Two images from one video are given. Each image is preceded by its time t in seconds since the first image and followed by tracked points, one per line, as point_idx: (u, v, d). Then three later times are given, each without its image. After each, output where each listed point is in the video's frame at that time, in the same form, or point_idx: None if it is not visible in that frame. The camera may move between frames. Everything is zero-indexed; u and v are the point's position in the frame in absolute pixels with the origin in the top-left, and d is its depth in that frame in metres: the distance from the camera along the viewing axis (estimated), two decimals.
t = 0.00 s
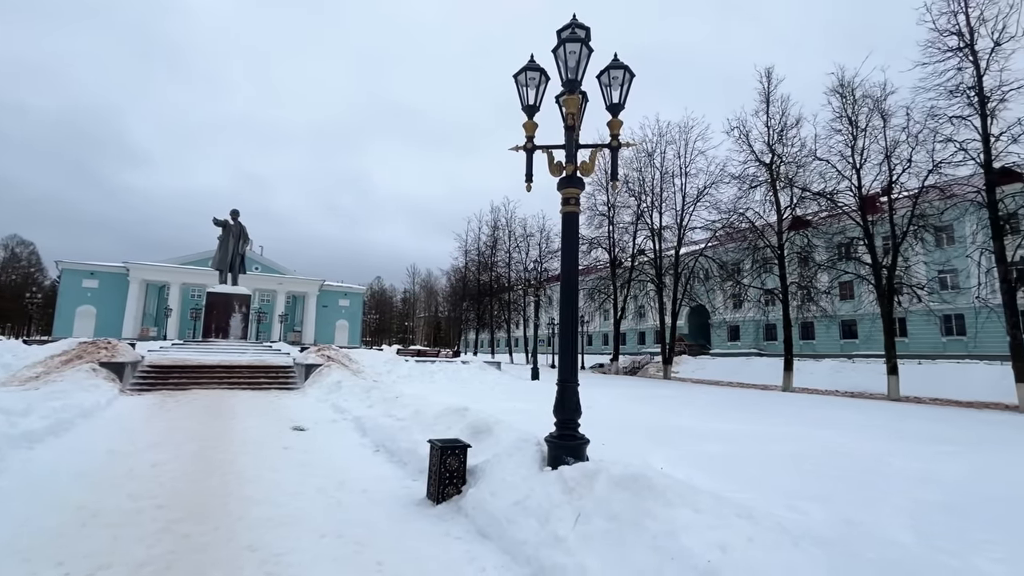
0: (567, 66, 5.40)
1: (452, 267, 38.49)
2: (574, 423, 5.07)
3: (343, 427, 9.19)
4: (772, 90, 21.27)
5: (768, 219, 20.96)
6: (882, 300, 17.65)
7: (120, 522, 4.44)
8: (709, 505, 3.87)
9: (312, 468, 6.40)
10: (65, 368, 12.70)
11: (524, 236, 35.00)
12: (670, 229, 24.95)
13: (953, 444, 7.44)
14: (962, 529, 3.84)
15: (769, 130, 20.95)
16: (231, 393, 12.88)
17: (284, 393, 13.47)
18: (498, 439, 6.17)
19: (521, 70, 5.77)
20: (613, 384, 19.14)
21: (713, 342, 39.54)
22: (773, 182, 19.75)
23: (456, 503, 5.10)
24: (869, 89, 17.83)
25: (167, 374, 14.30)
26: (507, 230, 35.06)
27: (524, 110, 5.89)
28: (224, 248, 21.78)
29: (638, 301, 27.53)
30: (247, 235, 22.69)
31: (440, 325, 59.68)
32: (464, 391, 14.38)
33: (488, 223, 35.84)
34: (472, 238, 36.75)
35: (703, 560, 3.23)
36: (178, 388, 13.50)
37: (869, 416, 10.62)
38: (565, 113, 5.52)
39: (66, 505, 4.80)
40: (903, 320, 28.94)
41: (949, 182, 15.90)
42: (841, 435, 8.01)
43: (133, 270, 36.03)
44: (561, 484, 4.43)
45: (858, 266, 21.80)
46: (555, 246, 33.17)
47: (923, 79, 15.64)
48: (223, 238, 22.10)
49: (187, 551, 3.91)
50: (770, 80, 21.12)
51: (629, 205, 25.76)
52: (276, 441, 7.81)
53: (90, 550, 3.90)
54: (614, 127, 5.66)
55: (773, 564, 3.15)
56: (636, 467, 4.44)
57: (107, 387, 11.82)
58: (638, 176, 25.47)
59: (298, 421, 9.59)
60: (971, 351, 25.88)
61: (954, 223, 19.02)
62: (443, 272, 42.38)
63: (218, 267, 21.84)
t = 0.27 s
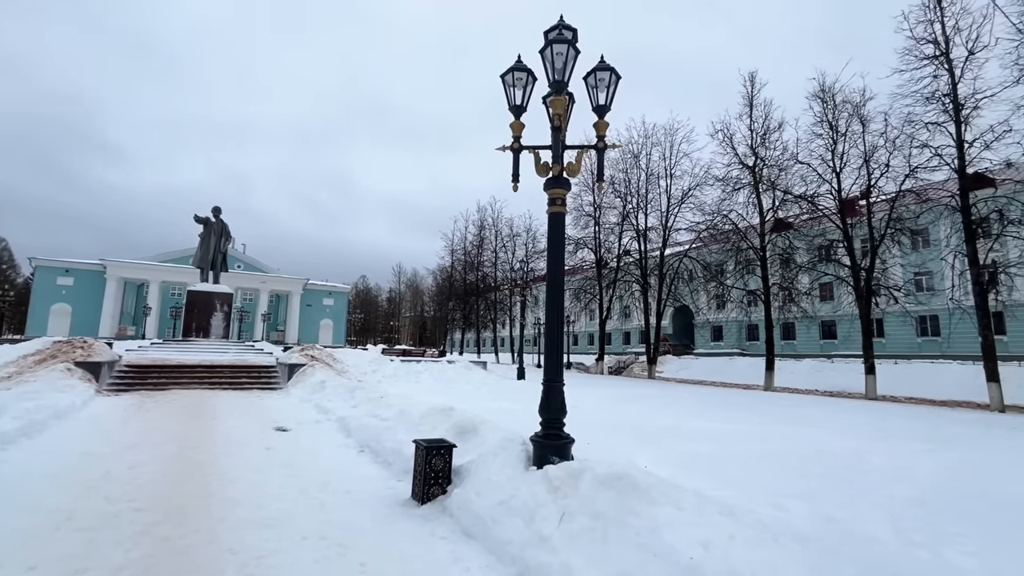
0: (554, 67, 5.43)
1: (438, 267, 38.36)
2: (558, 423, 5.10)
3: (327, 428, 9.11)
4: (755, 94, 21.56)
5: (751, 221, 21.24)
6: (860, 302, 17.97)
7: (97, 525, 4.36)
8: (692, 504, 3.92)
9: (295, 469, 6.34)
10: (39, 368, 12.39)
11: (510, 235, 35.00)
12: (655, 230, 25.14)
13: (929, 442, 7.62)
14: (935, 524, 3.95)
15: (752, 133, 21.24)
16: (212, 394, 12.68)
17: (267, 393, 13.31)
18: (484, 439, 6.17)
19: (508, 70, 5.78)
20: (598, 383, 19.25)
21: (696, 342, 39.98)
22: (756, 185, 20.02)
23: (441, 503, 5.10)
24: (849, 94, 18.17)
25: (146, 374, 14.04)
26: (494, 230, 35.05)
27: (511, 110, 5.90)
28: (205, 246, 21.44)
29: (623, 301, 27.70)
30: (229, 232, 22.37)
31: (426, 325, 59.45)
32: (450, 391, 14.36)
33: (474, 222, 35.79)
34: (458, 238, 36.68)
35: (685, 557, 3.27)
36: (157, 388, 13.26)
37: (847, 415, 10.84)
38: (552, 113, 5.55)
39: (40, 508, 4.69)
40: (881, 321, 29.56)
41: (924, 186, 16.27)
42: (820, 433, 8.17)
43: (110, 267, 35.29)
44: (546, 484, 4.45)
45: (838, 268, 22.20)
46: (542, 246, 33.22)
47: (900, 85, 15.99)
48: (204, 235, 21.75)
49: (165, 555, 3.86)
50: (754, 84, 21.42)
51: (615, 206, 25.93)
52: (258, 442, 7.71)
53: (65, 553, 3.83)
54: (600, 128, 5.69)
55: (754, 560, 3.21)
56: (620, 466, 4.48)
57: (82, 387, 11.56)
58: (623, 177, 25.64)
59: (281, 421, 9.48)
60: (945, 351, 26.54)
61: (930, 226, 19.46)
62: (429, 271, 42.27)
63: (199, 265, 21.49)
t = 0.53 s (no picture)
0: (540, 68, 5.45)
1: (423, 266, 38.19)
2: (542, 422, 5.12)
3: (309, 428, 9.02)
4: (738, 98, 21.88)
5: (733, 223, 21.53)
6: (838, 303, 18.33)
7: (71, 530, 4.26)
8: (674, 502, 3.97)
9: (276, 470, 6.27)
10: (10, 368, 12.06)
11: (495, 235, 34.99)
12: (640, 231, 25.34)
13: (903, 440, 7.81)
14: (909, 520, 4.05)
15: (735, 137, 21.55)
16: (190, 394, 12.46)
17: (248, 394, 13.12)
18: (468, 439, 6.17)
19: (494, 70, 5.78)
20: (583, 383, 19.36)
21: (680, 342, 40.41)
22: (738, 187, 20.31)
23: (425, 504, 5.08)
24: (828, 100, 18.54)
25: (123, 374, 13.75)
26: (479, 230, 35.02)
27: (497, 110, 5.91)
28: (184, 243, 21.05)
29: (608, 301, 27.87)
30: (209, 230, 22.00)
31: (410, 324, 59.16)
32: (434, 391, 14.31)
33: (460, 222, 35.72)
34: (444, 237, 36.57)
35: (667, 555, 3.32)
36: (134, 389, 12.98)
37: (826, 414, 11.06)
38: (538, 114, 5.57)
39: (10, 513, 4.57)
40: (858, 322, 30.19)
41: (899, 191, 16.66)
42: (799, 432, 8.33)
43: (85, 265, 34.47)
44: (530, 483, 4.47)
45: (817, 270, 22.60)
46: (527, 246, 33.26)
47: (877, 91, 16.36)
48: (183, 233, 21.36)
49: (142, 559, 3.79)
50: (736, 88, 21.74)
51: (599, 206, 26.08)
52: (239, 443, 7.61)
53: (36, 559, 3.74)
54: (585, 130, 5.73)
55: (733, 557, 3.26)
56: (604, 465, 4.51)
57: (55, 388, 11.27)
58: (609, 178, 25.82)
59: (262, 422, 9.35)
60: (919, 352, 27.19)
61: (905, 230, 19.93)
62: (414, 271, 42.06)
63: (178, 263, 21.08)
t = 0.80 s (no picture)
0: (525, 68, 5.45)
1: (406, 265, 37.95)
2: (525, 422, 5.13)
3: (289, 429, 8.90)
4: (719, 102, 22.19)
5: (714, 225, 21.82)
6: (815, 304, 18.69)
7: (40, 534, 4.14)
8: (656, 500, 4.01)
9: (255, 472, 6.17)
10: None
11: (480, 235, 34.92)
12: (623, 231, 25.53)
13: (877, 438, 8.00)
14: (882, 515, 4.16)
15: (716, 140, 21.85)
16: (166, 394, 12.20)
17: (226, 394, 12.90)
18: (451, 439, 6.14)
19: (479, 69, 5.77)
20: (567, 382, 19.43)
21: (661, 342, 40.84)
22: (719, 190, 20.58)
23: (407, 504, 5.06)
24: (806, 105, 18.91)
25: (95, 374, 13.41)
26: (463, 229, 34.95)
27: (482, 109, 5.90)
28: (160, 240, 20.59)
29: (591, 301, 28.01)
30: (186, 227, 21.56)
31: (393, 324, 58.74)
32: (417, 391, 14.24)
33: (444, 221, 35.59)
34: (427, 236, 36.40)
35: (647, 553, 3.35)
36: (107, 389, 12.67)
37: (803, 413, 11.27)
38: (523, 114, 5.57)
39: None
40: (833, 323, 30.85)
41: (874, 195, 17.06)
42: (777, 431, 8.48)
43: (56, 261, 33.53)
44: (513, 483, 4.48)
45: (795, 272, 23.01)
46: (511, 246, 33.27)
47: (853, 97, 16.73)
48: (159, 230, 20.90)
49: (115, 563, 3.71)
50: (718, 92, 22.05)
51: (583, 207, 26.21)
52: (216, 444, 7.47)
53: (4, 565, 3.63)
54: (570, 130, 5.75)
55: (713, 554, 3.31)
56: (586, 464, 4.54)
57: (24, 388, 10.93)
58: (593, 179, 25.97)
59: (240, 423, 9.20)
60: (891, 352, 27.87)
61: (879, 233, 20.40)
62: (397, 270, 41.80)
63: (154, 260, 20.61)
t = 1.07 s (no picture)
0: (509, 68, 5.45)
1: (387, 264, 37.62)
2: (507, 423, 5.12)
3: (266, 430, 8.75)
4: (699, 105, 22.49)
5: (694, 227, 22.09)
6: (790, 305, 19.05)
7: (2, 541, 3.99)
8: (636, 500, 4.04)
9: (230, 474, 6.05)
10: None
11: (462, 234, 34.80)
12: (604, 232, 25.69)
13: (850, 436, 8.19)
14: (854, 511, 4.26)
15: (696, 143, 22.13)
16: (137, 395, 11.88)
17: (200, 394, 12.61)
18: (431, 440, 6.11)
19: (463, 68, 5.75)
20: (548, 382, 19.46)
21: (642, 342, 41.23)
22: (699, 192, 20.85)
23: (387, 505, 5.01)
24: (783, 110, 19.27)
25: (63, 374, 12.99)
26: (446, 228, 34.81)
27: (465, 108, 5.87)
28: (132, 236, 20.04)
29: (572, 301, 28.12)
30: (159, 223, 21.04)
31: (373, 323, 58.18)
32: (397, 391, 14.12)
33: (426, 219, 35.40)
34: (409, 235, 36.14)
35: (627, 551, 3.38)
36: (75, 390, 12.28)
37: (779, 412, 11.48)
38: (506, 114, 5.56)
39: None
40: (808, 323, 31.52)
41: (848, 199, 17.45)
42: (753, 429, 8.62)
43: (21, 257, 32.42)
44: (494, 484, 4.47)
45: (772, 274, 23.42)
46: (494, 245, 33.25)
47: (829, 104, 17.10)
48: (130, 225, 20.34)
49: (82, 570, 3.59)
50: (698, 96, 22.35)
51: (566, 207, 26.31)
52: (190, 445, 7.30)
53: None
54: (553, 131, 5.77)
55: (691, 551, 3.35)
56: (567, 464, 4.55)
57: None
58: (575, 180, 26.09)
59: (215, 424, 9.01)
60: (862, 352, 28.57)
61: (852, 236, 20.89)
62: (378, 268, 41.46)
63: (125, 257, 20.04)
